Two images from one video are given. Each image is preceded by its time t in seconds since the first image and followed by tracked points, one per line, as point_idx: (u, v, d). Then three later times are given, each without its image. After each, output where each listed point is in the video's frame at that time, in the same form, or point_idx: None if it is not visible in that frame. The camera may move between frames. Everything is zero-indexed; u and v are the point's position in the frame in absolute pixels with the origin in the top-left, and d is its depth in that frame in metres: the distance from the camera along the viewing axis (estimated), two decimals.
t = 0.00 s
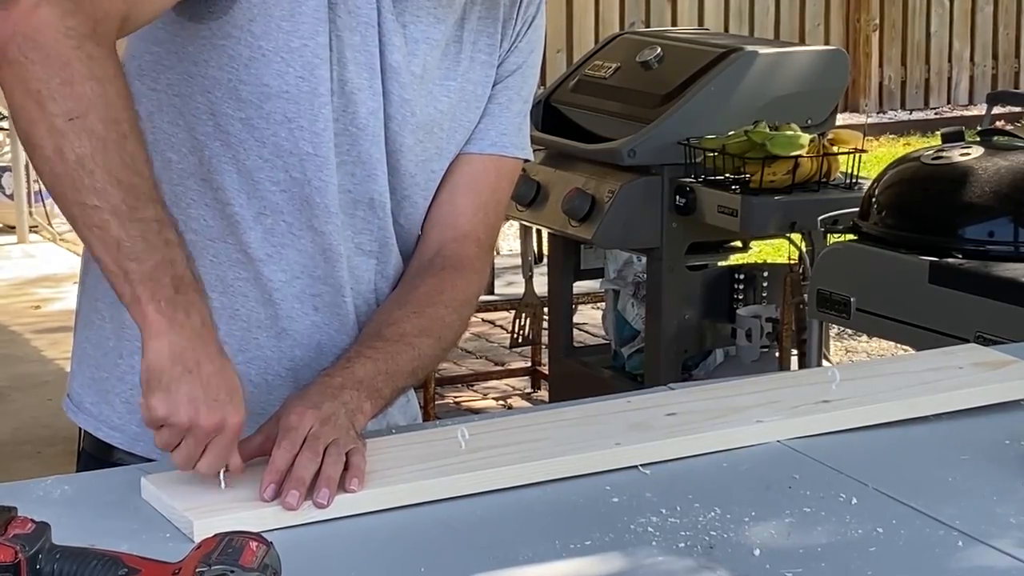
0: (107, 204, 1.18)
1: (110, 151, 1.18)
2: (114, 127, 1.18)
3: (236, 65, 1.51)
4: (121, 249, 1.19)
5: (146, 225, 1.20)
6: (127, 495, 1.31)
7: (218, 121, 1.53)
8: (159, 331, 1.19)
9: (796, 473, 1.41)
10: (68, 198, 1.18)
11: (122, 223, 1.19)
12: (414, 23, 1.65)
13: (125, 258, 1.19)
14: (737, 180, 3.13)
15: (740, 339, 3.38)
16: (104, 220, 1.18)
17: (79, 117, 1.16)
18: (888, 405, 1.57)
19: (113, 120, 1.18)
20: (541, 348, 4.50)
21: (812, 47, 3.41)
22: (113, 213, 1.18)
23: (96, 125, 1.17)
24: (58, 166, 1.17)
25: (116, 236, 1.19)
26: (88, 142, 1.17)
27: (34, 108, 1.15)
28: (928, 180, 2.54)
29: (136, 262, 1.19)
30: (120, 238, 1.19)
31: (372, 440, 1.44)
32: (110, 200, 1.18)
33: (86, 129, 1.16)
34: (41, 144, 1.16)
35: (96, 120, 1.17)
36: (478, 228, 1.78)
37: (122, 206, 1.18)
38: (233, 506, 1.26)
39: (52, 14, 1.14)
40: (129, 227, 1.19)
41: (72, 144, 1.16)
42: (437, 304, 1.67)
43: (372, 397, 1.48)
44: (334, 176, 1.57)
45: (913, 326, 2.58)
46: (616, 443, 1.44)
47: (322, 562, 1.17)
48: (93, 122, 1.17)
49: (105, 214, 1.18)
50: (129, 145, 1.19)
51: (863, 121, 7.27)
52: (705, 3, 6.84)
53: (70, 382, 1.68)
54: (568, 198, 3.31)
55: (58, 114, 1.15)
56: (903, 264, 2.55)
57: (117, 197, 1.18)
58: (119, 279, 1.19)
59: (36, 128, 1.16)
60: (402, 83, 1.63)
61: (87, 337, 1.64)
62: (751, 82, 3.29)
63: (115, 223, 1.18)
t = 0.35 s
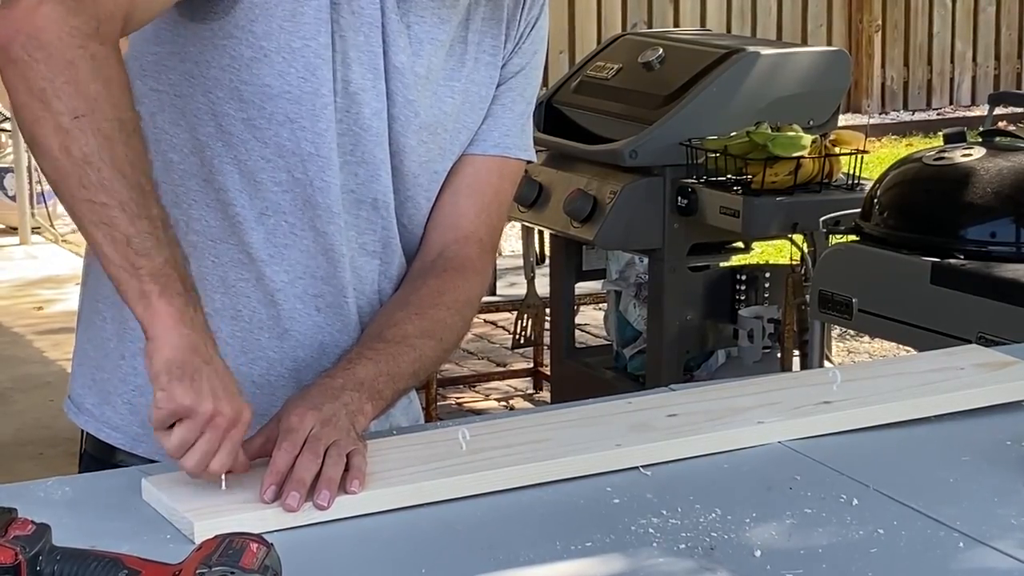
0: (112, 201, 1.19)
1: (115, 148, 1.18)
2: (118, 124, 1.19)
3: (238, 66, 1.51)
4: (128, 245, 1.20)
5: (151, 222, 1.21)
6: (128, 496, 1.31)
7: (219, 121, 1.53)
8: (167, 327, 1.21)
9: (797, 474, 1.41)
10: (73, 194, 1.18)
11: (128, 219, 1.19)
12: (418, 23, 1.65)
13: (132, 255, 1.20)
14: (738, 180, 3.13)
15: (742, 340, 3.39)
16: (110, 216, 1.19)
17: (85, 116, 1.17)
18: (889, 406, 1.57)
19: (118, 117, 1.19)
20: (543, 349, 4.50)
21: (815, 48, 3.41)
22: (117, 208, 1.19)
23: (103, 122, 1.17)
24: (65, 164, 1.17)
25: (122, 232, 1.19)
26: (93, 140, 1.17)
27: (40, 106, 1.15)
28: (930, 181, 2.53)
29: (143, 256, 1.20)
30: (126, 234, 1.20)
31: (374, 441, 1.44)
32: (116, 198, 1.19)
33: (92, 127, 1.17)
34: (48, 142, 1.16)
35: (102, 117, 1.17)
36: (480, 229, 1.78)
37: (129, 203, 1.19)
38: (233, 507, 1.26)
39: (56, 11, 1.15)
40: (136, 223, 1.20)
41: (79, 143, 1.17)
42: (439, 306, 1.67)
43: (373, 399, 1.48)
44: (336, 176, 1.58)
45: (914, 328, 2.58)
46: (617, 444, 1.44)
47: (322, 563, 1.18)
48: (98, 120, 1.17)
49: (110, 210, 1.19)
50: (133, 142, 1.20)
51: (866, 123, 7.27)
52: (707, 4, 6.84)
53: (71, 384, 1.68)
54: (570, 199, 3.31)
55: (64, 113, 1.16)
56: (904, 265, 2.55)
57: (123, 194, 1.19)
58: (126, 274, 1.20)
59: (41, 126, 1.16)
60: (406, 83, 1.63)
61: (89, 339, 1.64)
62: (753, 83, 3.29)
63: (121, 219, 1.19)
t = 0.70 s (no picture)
0: (97, 210, 1.20)
1: (104, 156, 1.19)
2: (108, 131, 1.19)
3: (240, 66, 1.51)
4: (109, 256, 1.22)
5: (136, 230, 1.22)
6: (131, 496, 1.31)
7: (222, 121, 1.53)
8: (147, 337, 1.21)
9: (800, 475, 1.40)
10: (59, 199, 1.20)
11: (108, 231, 1.21)
12: (422, 22, 1.65)
13: (114, 264, 1.22)
14: (741, 180, 3.13)
15: (745, 340, 3.39)
16: (93, 225, 1.21)
17: (73, 124, 1.17)
18: (893, 406, 1.57)
19: (107, 125, 1.19)
20: (546, 349, 4.50)
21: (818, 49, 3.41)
22: (100, 219, 1.20)
23: (90, 130, 1.18)
24: (50, 171, 1.18)
25: (103, 242, 1.21)
26: (80, 149, 1.18)
27: (29, 112, 1.16)
28: (933, 181, 2.53)
29: (125, 268, 1.22)
30: (107, 246, 1.21)
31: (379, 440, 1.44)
32: (100, 207, 1.20)
33: (79, 135, 1.18)
34: (35, 148, 1.18)
35: (89, 126, 1.18)
36: (485, 229, 1.79)
37: (113, 212, 1.21)
38: (237, 507, 1.26)
39: (48, 19, 1.16)
40: (116, 234, 1.21)
41: (66, 151, 1.18)
42: (445, 306, 1.68)
43: (379, 397, 1.49)
44: (339, 177, 1.57)
45: (918, 328, 2.58)
46: (620, 444, 1.43)
47: (325, 564, 1.17)
48: (85, 128, 1.18)
49: (94, 219, 1.20)
50: (124, 147, 1.21)
51: (868, 123, 7.27)
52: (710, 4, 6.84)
53: (75, 386, 1.68)
54: (572, 199, 3.30)
55: (53, 121, 1.17)
56: (908, 265, 2.55)
57: (108, 203, 1.20)
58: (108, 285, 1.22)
59: (30, 131, 1.17)
60: (411, 83, 1.63)
61: (92, 341, 1.64)
62: (757, 83, 3.29)
63: (103, 229, 1.21)
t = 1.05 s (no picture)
0: (99, 202, 1.20)
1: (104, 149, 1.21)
2: (107, 128, 1.21)
3: (241, 72, 1.51)
4: (113, 247, 1.20)
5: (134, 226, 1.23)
6: (135, 498, 1.31)
7: (224, 128, 1.54)
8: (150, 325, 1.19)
9: (803, 475, 1.40)
10: (56, 194, 1.19)
11: (113, 221, 1.21)
12: (422, 16, 1.64)
13: (116, 256, 1.20)
14: (745, 180, 3.14)
15: (748, 340, 3.38)
16: (94, 216, 1.20)
17: (75, 115, 1.19)
18: (897, 407, 1.57)
19: (107, 122, 1.21)
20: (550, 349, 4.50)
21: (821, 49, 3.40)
22: (103, 209, 1.20)
23: (91, 123, 1.20)
24: (49, 162, 1.18)
25: (107, 233, 1.20)
26: (82, 140, 1.19)
27: (29, 103, 1.18)
28: (937, 180, 2.52)
29: (128, 261, 1.21)
30: (111, 236, 1.20)
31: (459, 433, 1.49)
32: (102, 198, 1.20)
33: (81, 126, 1.19)
34: (35, 140, 1.18)
35: (91, 119, 1.20)
36: (521, 213, 1.86)
37: (114, 204, 1.21)
38: (239, 508, 1.26)
39: (48, 11, 1.18)
40: (120, 225, 1.21)
41: (67, 141, 1.18)
42: (501, 289, 1.78)
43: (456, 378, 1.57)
44: (345, 178, 1.58)
45: (922, 328, 2.58)
46: (623, 444, 1.43)
47: (328, 565, 1.17)
48: (87, 121, 1.20)
49: (95, 211, 1.20)
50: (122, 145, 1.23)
51: (872, 123, 7.26)
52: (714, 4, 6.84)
53: (83, 392, 1.68)
54: (576, 199, 3.31)
55: (55, 112, 1.18)
56: (911, 265, 2.55)
57: (110, 196, 1.21)
58: (110, 278, 1.20)
59: (30, 124, 1.18)
60: (413, 78, 1.64)
61: (100, 348, 1.64)
62: (760, 84, 3.28)
63: (105, 219, 1.20)
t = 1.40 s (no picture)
0: (83, 206, 1.19)
1: (87, 150, 1.19)
2: (90, 125, 1.19)
3: (242, 71, 1.51)
4: (100, 250, 1.21)
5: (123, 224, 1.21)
6: (139, 498, 1.31)
7: (226, 127, 1.53)
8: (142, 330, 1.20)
9: (807, 476, 1.40)
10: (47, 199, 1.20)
11: (97, 223, 1.20)
12: (422, 16, 1.64)
13: (104, 260, 1.21)
14: (748, 180, 3.13)
15: (752, 340, 3.38)
16: (81, 220, 1.20)
17: (55, 119, 1.18)
18: (902, 406, 1.57)
19: (89, 118, 1.19)
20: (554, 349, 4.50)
21: (824, 49, 3.40)
22: (87, 212, 1.20)
23: (71, 124, 1.18)
24: (36, 168, 1.18)
25: (93, 237, 1.20)
26: (64, 143, 1.18)
27: (11, 108, 1.17)
28: (941, 180, 2.52)
29: (116, 262, 1.21)
30: (98, 240, 1.20)
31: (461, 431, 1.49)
32: (86, 202, 1.19)
33: (60, 129, 1.18)
34: (21, 146, 1.18)
35: (71, 120, 1.18)
36: (519, 217, 1.86)
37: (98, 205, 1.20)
38: (244, 507, 1.26)
39: (26, 16, 1.17)
40: (105, 227, 1.20)
41: (47, 146, 1.18)
42: (501, 292, 1.77)
43: (458, 382, 1.57)
44: (346, 178, 1.58)
45: (926, 328, 2.58)
46: (627, 444, 1.43)
47: (333, 564, 1.18)
48: (68, 123, 1.18)
49: (81, 214, 1.20)
50: (107, 141, 1.21)
51: (876, 122, 7.25)
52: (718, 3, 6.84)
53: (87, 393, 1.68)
54: (580, 199, 3.30)
55: (35, 117, 1.17)
56: (916, 265, 2.55)
57: (94, 198, 1.20)
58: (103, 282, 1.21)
59: (16, 129, 1.18)
60: (414, 77, 1.64)
61: (103, 348, 1.64)
62: (764, 84, 3.28)
63: (92, 223, 1.20)
